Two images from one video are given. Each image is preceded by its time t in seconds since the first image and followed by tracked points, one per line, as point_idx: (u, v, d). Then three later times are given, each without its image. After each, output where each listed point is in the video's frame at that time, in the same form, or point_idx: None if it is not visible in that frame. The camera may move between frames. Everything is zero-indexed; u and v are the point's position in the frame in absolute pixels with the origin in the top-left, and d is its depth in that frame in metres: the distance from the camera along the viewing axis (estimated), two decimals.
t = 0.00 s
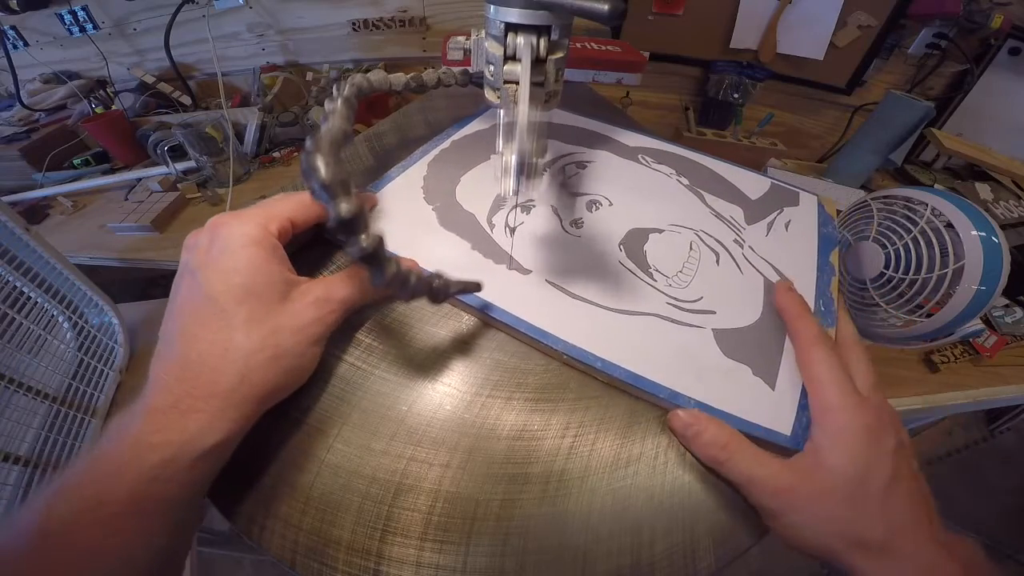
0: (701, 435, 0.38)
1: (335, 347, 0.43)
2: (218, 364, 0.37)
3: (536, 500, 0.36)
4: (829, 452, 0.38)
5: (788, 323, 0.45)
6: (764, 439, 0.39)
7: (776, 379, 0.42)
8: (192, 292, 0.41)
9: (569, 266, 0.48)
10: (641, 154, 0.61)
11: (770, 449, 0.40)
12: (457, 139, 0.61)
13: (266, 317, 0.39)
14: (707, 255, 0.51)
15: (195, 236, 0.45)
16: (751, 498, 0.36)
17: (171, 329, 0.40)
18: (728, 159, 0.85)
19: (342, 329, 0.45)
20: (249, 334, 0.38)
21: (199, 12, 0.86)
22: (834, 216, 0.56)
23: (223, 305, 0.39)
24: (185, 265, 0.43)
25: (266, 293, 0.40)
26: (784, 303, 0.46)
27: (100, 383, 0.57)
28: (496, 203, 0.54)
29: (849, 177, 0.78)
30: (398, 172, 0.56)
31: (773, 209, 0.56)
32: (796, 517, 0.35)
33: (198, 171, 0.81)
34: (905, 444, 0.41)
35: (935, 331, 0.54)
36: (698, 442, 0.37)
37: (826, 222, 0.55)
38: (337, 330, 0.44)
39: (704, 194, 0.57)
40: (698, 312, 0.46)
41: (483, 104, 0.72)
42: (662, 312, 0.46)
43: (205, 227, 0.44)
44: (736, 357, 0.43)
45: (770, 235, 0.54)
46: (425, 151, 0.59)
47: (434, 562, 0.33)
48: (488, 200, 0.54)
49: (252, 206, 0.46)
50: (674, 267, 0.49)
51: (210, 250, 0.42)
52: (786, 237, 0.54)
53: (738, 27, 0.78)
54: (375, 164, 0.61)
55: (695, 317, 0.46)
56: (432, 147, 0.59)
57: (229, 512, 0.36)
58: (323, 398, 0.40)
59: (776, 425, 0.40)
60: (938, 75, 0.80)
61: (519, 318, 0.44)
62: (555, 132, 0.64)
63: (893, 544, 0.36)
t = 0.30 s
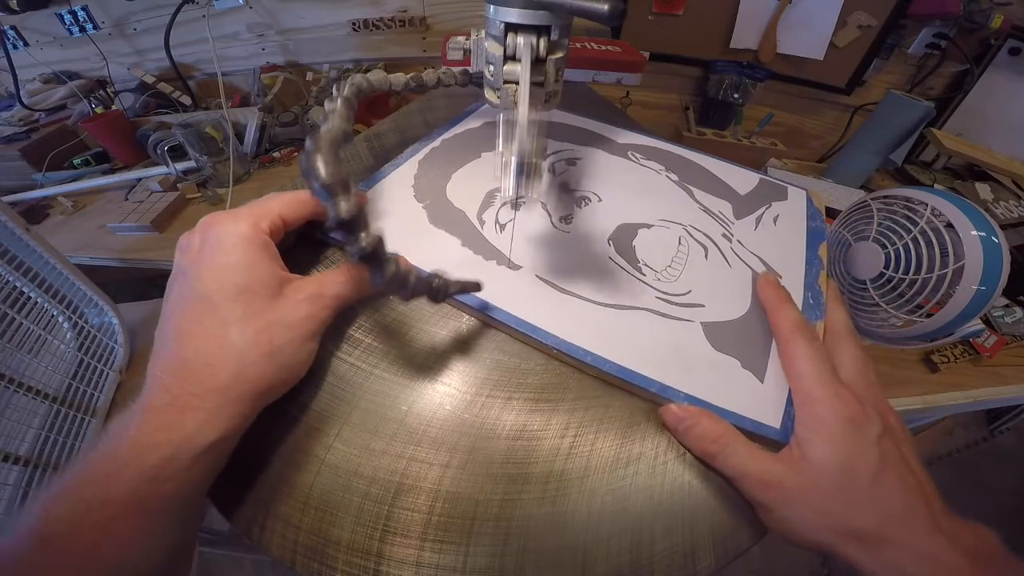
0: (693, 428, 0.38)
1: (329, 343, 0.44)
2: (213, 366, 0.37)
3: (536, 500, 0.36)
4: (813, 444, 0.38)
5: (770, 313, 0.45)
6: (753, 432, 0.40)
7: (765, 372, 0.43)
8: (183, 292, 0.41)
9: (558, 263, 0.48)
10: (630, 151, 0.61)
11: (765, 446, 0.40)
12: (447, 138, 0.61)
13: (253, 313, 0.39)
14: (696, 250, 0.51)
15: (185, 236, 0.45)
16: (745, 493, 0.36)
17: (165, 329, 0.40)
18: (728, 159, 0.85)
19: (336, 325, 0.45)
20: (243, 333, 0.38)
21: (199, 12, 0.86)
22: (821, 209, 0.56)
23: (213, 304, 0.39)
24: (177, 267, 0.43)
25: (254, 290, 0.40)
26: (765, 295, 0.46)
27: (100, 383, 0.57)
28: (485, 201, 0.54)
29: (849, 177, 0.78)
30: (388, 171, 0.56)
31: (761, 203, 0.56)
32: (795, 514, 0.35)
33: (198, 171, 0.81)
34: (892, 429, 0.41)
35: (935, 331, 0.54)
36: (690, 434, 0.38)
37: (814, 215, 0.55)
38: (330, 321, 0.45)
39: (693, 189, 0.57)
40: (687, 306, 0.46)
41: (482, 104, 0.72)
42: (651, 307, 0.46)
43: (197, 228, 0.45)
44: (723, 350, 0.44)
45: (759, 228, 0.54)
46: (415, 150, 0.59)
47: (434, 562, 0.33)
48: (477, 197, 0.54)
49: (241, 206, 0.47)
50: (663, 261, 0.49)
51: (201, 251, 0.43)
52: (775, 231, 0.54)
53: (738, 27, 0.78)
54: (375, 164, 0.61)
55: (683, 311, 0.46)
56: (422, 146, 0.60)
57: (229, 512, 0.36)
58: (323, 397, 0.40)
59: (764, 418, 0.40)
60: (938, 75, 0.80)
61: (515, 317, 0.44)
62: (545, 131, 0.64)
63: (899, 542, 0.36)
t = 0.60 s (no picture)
0: (690, 431, 0.38)
1: (323, 343, 0.44)
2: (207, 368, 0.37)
3: (537, 500, 0.36)
4: (809, 445, 0.38)
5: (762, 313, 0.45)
6: (745, 432, 0.40)
7: (756, 371, 0.43)
8: (169, 295, 0.41)
9: (548, 262, 0.48)
10: (621, 150, 0.61)
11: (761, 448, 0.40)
12: (436, 139, 0.61)
13: (245, 314, 0.39)
14: (687, 249, 0.51)
15: (172, 239, 0.45)
16: (741, 495, 0.36)
17: (149, 334, 0.40)
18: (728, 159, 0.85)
19: (328, 323, 0.45)
20: (235, 335, 0.38)
21: (199, 11, 0.86)
22: (813, 207, 0.56)
23: (202, 308, 0.39)
24: (162, 272, 0.43)
25: (245, 292, 0.40)
26: (757, 294, 0.46)
27: (100, 383, 0.56)
28: (475, 202, 0.54)
29: (850, 177, 0.78)
30: (378, 172, 0.56)
31: (752, 201, 0.56)
32: (794, 514, 0.35)
33: (198, 171, 0.81)
34: (889, 428, 0.42)
35: (935, 331, 0.54)
36: (688, 438, 0.38)
37: (805, 213, 0.55)
38: (324, 321, 0.45)
39: (684, 188, 0.57)
40: (678, 305, 0.46)
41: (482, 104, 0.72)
42: (641, 306, 0.46)
43: (182, 232, 0.45)
44: (714, 349, 0.44)
45: (750, 226, 0.54)
46: (405, 151, 0.59)
47: (434, 562, 0.33)
48: (467, 198, 0.54)
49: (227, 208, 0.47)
50: (654, 261, 0.49)
51: (185, 255, 0.43)
52: (767, 229, 0.54)
53: (738, 27, 0.78)
54: (374, 164, 0.60)
55: (675, 311, 0.46)
56: (413, 148, 0.60)
57: (228, 511, 0.36)
58: (323, 397, 0.40)
59: (755, 417, 0.40)
60: (938, 75, 0.80)
61: (511, 321, 0.44)
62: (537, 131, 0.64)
63: (895, 540, 0.36)
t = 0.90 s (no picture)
0: (700, 438, 0.37)
1: (331, 346, 0.43)
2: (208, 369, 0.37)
3: (537, 500, 0.36)
4: (821, 453, 0.38)
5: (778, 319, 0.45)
6: (756, 439, 0.39)
7: (767, 378, 0.42)
8: (174, 300, 0.41)
9: (558, 267, 0.48)
10: (631, 154, 0.61)
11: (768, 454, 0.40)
12: (444, 141, 0.61)
13: (254, 321, 0.39)
14: (698, 254, 0.51)
15: (178, 242, 0.45)
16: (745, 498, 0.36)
17: (154, 338, 0.40)
18: (728, 159, 0.85)
19: (339, 328, 0.45)
20: (244, 340, 0.38)
21: (199, 11, 0.86)
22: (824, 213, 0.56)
23: (210, 314, 0.39)
24: (168, 275, 0.43)
25: (254, 299, 0.40)
26: (772, 300, 0.46)
27: (100, 383, 0.56)
28: (484, 205, 0.54)
29: (850, 177, 0.78)
30: (387, 174, 0.56)
31: (763, 206, 0.56)
32: (795, 513, 0.36)
33: (198, 171, 0.81)
34: (899, 435, 0.42)
35: (935, 331, 0.54)
36: (698, 444, 0.37)
37: (816, 219, 0.55)
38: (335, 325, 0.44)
39: (695, 192, 0.57)
40: (689, 310, 0.46)
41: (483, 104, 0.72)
42: (652, 312, 0.46)
43: (191, 234, 0.44)
44: (724, 355, 0.43)
45: (761, 232, 0.53)
46: (414, 153, 0.59)
47: (435, 562, 0.33)
48: (477, 201, 0.54)
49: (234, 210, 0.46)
50: (664, 266, 0.49)
51: (193, 259, 0.42)
52: (777, 235, 0.53)
53: (738, 27, 0.78)
54: (375, 164, 0.61)
55: (685, 316, 0.46)
56: (422, 149, 0.59)
57: (229, 511, 0.36)
58: (323, 396, 0.40)
59: (766, 425, 0.40)
60: (938, 75, 0.80)
61: (512, 322, 0.44)
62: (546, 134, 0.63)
63: (896, 540, 0.36)
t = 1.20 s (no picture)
0: (709, 446, 0.37)
1: (337, 348, 0.43)
2: (207, 370, 0.37)
3: (537, 500, 0.36)
4: (828, 458, 0.37)
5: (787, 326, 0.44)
6: (764, 447, 0.39)
7: (775, 387, 0.42)
8: (175, 302, 0.40)
9: (565, 273, 0.48)
10: (638, 157, 0.61)
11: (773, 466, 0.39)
12: (450, 142, 0.61)
13: (259, 329, 0.38)
14: (706, 261, 0.50)
15: (179, 243, 0.44)
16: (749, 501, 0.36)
17: (154, 340, 0.39)
18: (728, 159, 0.85)
19: (345, 331, 0.44)
20: (247, 344, 0.38)
21: (199, 11, 0.86)
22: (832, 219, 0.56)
23: (213, 319, 0.39)
24: (169, 275, 0.42)
25: (258, 306, 0.39)
26: (780, 308, 0.45)
27: (100, 383, 0.56)
28: (490, 209, 0.53)
29: (850, 177, 0.78)
30: (392, 176, 0.56)
31: (772, 211, 0.56)
32: (798, 514, 0.35)
33: (198, 171, 0.81)
34: (908, 444, 0.42)
35: (935, 331, 0.54)
36: (707, 452, 0.37)
37: (825, 225, 0.55)
38: (340, 331, 0.44)
39: (703, 197, 0.56)
40: (696, 318, 0.46)
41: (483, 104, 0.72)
42: (660, 319, 0.45)
43: (193, 234, 0.44)
44: (733, 363, 0.43)
45: (769, 238, 0.53)
46: (420, 155, 0.58)
47: (435, 562, 0.33)
48: (482, 204, 0.54)
49: (237, 212, 0.46)
50: (672, 273, 0.49)
51: (196, 260, 0.42)
52: (786, 241, 0.53)
53: (738, 27, 0.78)
54: (375, 164, 0.60)
55: (693, 323, 0.45)
56: (427, 152, 0.59)
57: (228, 511, 0.36)
58: (323, 396, 0.40)
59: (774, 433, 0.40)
60: (938, 75, 0.80)
61: (511, 325, 0.44)
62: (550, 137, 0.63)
63: (897, 542, 0.36)
